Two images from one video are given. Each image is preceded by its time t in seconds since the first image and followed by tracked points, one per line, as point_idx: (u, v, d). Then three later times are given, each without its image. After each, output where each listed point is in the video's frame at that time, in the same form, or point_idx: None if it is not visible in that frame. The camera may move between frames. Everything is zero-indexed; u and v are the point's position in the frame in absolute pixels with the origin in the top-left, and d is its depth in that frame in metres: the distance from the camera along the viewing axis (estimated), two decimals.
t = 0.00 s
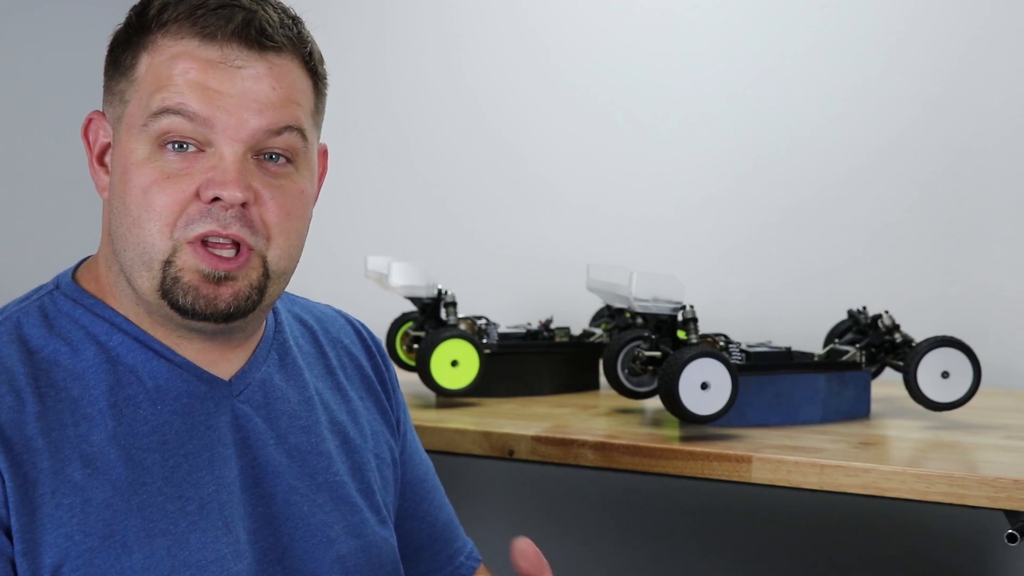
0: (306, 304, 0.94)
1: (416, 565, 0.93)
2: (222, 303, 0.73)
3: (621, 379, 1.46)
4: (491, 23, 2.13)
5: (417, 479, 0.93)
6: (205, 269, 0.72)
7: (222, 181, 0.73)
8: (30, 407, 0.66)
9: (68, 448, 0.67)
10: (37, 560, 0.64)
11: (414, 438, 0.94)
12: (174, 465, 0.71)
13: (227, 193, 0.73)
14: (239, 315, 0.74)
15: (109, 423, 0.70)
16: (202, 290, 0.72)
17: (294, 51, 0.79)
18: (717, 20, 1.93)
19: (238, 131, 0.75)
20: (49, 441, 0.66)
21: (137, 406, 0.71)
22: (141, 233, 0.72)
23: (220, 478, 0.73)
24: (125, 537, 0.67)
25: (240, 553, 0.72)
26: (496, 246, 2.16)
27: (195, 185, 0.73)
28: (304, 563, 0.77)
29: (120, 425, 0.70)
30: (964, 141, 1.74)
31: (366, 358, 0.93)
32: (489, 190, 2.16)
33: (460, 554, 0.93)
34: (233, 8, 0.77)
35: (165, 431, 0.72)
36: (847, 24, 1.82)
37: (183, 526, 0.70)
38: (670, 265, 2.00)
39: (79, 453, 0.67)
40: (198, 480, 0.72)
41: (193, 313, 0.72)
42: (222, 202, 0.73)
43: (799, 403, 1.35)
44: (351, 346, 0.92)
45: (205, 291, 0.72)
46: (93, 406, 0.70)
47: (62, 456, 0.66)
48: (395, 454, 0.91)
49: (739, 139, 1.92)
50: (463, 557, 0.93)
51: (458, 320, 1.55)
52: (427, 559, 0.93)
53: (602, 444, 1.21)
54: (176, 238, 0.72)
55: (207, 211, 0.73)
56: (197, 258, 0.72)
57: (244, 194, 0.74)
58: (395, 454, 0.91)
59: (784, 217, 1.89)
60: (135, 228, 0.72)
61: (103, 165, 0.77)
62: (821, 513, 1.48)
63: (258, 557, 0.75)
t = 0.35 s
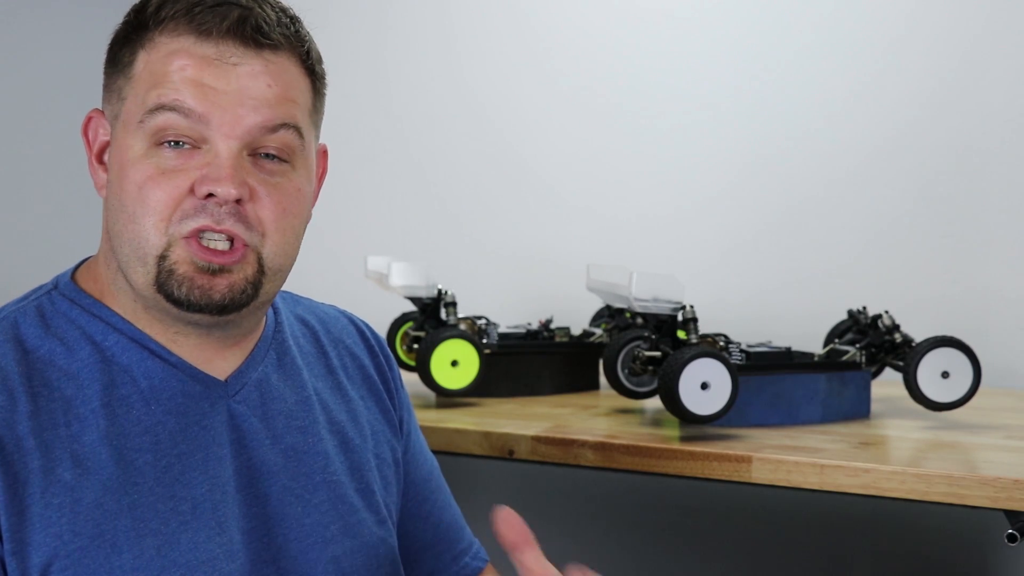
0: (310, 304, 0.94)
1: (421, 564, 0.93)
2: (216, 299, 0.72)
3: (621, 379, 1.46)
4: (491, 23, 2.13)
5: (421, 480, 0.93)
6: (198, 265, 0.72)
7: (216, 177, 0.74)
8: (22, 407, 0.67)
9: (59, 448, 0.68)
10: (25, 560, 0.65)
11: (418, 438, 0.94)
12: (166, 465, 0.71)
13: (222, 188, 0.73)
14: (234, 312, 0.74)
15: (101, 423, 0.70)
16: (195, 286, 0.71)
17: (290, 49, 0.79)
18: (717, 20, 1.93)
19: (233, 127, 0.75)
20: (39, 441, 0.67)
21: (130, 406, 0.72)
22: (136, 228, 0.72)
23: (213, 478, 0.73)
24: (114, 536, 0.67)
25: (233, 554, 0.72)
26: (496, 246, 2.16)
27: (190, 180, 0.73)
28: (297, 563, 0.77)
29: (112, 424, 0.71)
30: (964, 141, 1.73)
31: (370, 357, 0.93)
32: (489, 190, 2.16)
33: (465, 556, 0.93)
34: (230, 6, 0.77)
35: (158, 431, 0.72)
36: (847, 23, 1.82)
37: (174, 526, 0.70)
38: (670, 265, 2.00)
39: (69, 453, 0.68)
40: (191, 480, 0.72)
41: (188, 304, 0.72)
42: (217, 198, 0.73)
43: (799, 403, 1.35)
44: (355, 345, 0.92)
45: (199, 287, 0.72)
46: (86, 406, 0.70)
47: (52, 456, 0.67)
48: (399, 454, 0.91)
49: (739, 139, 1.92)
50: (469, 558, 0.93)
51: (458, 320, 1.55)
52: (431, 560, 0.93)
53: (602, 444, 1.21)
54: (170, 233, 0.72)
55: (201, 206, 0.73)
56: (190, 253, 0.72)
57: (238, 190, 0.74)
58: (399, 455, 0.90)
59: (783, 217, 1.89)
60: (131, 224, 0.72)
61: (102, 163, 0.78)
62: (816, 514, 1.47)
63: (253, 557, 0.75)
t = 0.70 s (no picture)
0: (320, 304, 0.94)
1: (432, 567, 0.93)
2: (219, 296, 0.72)
3: (621, 379, 1.46)
4: (492, 23, 2.13)
5: (429, 482, 0.93)
6: (200, 262, 0.71)
7: (216, 173, 0.73)
8: (21, 406, 0.67)
9: (55, 448, 0.67)
10: (19, 560, 0.64)
11: (427, 440, 0.94)
12: (164, 466, 0.71)
13: (222, 185, 0.73)
14: (236, 309, 0.73)
15: (100, 424, 0.70)
16: (198, 284, 0.71)
17: (289, 44, 0.79)
18: (718, 20, 1.93)
19: (233, 123, 0.75)
20: (36, 440, 0.67)
21: (130, 407, 0.72)
22: (137, 226, 0.72)
23: (211, 479, 0.73)
24: (109, 537, 0.67)
25: (230, 556, 0.72)
26: (496, 246, 2.16)
27: (190, 178, 0.73)
28: (297, 565, 0.76)
29: (110, 425, 0.70)
30: (964, 141, 1.74)
31: (379, 359, 0.93)
32: (490, 190, 2.15)
33: (475, 560, 0.93)
34: (228, 2, 0.77)
35: (157, 432, 0.72)
36: (848, 23, 1.82)
37: (171, 528, 0.70)
38: (670, 265, 2.00)
39: (66, 453, 0.68)
40: (187, 481, 0.72)
41: (195, 301, 0.72)
42: (217, 195, 0.73)
43: (799, 403, 1.35)
44: (363, 346, 0.92)
45: (202, 285, 0.71)
46: (85, 406, 0.70)
47: (48, 456, 0.67)
48: (405, 457, 0.90)
49: (740, 139, 1.92)
50: (479, 562, 0.93)
51: (458, 320, 1.55)
52: (439, 563, 0.93)
53: (603, 444, 1.21)
54: (171, 230, 0.72)
55: (202, 203, 0.72)
56: (192, 251, 0.71)
57: (238, 185, 0.73)
58: (405, 458, 0.90)
59: (784, 217, 1.89)
60: (133, 222, 0.72)
61: (105, 164, 0.77)
62: (818, 514, 1.48)
63: (252, 559, 0.75)
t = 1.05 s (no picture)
0: (322, 304, 0.94)
1: (434, 568, 0.93)
2: (224, 294, 0.72)
3: (621, 379, 1.46)
4: (491, 22, 2.13)
5: (431, 483, 0.93)
6: (204, 259, 0.72)
7: (225, 172, 0.74)
8: (17, 406, 0.67)
9: (51, 448, 0.68)
10: (14, 560, 0.65)
11: (429, 441, 0.94)
12: (161, 468, 0.71)
13: (230, 184, 0.73)
14: (241, 309, 0.74)
15: (96, 425, 0.70)
16: (204, 281, 0.72)
17: (296, 44, 0.79)
18: (716, 19, 1.93)
19: (240, 123, 0.75)
20: (32, 441, 0.67)
21: (127, 408, 0.72)
22: (140, 224, 0.72)
23: (208, 480, 0.73)
24: (104, 538, 0.67)
25: (226, 557, 0.72)
26: (496, 245, 2.16)
27: (198, 177, 0.73)
28: (294, 567, 0.76)
29: (107, 426, 0.70)
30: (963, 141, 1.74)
31: (380, 359, 0.93)
32: (490, 190, 2.15)
33: (478, 560, 0.93)
34: (236, 1, 0.77)
35: (154, 433, 0.72)
36: (846, 23, 1.82)
37: (165, 529, 0.70)
38: (670, 265, 2.00)
39: (62, 454, 0.68)
40: (183, 482, 0.72)
41: (196, 305, 0.72)
42: (225, 193, 0.73)
43: (799, 403, 1.35)
44: (364, 347, 0.92)
45: (207, 283, 0.72)
46: (82, 407, 0.70)
47: (44, 456, 0.67)
48: (406, 459, 0.90)
49: (739, 139, 1.92)
50: (483, 562, 0.93)
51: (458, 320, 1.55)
52: (441, 563, 0.93)
53: (602, 444, 1.21)
54: (176, 228, 0.72)
55: (209, 202, 0.72)
56: (196, 249, 0.72)
57: (247, 185, 0.74)
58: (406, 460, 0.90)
59: (783, 217, 1.89)
60: (137, 219, 0.72)
61: (108, 163, 0.78)
62: (817, 514, 1.48)
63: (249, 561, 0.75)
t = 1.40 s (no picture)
0: (323, 304, 0.94)
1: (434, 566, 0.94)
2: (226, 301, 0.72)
3: (621, 379, 1.46)
4: (492, 22, 2.13)
5: (431, 482, 0.92)
6: (207, 266, 0.72)
7: (227, 179, 0.74)
8: (16, 405, 0.68)
9: (49, 447, 0.68)
10: (12, 559, 0.65)
11: (430, 441, 0.94)
12: (160, 467, 0.71)
13: (232, 191, 0.73)
14: (243, 313, 0.74)
15: (95, 424, 0.70)
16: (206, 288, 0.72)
17: (297, 50, 0.79)
18: (717, 19, 1.93)
19: (242, 131, 0.75)
20: (30, 440, 0.67)
21: (126, 407, 0.72)
22: (141, 230, 0.72)
23: (207, 480, 0.73)
24: (102, 537, 0.67)
25: (224, 557, 0.72)
26: (496, 245, 2.16)
27: (200, 184, 0.73)
28: (292, 566, 0.76)
29: (106, 425, 0.71)
30: (963, 141, 1.74)
31: (381, 359, 0.93)
32: (489, 190, 2.16)
33: (479, 555, 0.92)
34: (239, 8, 0.77)
35: (153, 432, 0.72)
36: (847, 22, 1.81)
37: (164, 529, 0.70)
38: (670, 265, 2.00)
39: (60, 453, 0.68)
40: (183, 482, 0.72)
41: (201, 305, 0.72)
42: (228, 201, 0.73)
43: (799, 403, 1.35)
44: (365, 346, 0.92)
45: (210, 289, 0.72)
46: (81, 406, 0.70)
47: (42, 455, 0.67)
48: (406, 459, 0.90)
49: (740, 139, 1.92)
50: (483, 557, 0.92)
51: (458, 320, 1.55)
52: (446, 561, 0.93)
53: (602, 444, 1.21)
54: (178, 234, 0.72)
55: (211, 208, 0.73)
56: (198, 256, 0.72)
57: (249, 192, 0.74)
58: (407, 460, 0.90)
59: (784, 217, 1.89)
60: (138, 226, 0.72)
61: (106, 165, 0.78)
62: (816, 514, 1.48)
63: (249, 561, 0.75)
